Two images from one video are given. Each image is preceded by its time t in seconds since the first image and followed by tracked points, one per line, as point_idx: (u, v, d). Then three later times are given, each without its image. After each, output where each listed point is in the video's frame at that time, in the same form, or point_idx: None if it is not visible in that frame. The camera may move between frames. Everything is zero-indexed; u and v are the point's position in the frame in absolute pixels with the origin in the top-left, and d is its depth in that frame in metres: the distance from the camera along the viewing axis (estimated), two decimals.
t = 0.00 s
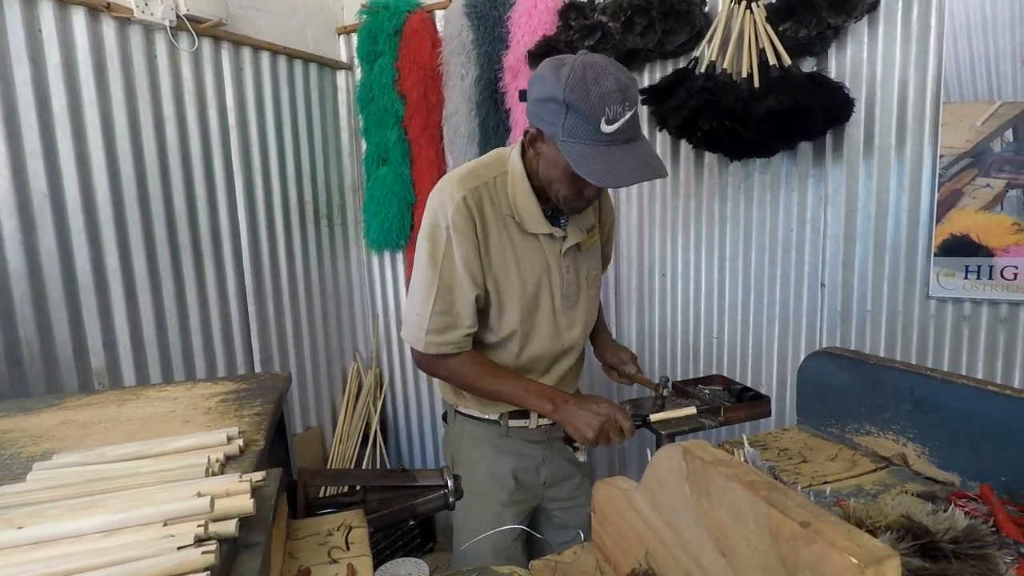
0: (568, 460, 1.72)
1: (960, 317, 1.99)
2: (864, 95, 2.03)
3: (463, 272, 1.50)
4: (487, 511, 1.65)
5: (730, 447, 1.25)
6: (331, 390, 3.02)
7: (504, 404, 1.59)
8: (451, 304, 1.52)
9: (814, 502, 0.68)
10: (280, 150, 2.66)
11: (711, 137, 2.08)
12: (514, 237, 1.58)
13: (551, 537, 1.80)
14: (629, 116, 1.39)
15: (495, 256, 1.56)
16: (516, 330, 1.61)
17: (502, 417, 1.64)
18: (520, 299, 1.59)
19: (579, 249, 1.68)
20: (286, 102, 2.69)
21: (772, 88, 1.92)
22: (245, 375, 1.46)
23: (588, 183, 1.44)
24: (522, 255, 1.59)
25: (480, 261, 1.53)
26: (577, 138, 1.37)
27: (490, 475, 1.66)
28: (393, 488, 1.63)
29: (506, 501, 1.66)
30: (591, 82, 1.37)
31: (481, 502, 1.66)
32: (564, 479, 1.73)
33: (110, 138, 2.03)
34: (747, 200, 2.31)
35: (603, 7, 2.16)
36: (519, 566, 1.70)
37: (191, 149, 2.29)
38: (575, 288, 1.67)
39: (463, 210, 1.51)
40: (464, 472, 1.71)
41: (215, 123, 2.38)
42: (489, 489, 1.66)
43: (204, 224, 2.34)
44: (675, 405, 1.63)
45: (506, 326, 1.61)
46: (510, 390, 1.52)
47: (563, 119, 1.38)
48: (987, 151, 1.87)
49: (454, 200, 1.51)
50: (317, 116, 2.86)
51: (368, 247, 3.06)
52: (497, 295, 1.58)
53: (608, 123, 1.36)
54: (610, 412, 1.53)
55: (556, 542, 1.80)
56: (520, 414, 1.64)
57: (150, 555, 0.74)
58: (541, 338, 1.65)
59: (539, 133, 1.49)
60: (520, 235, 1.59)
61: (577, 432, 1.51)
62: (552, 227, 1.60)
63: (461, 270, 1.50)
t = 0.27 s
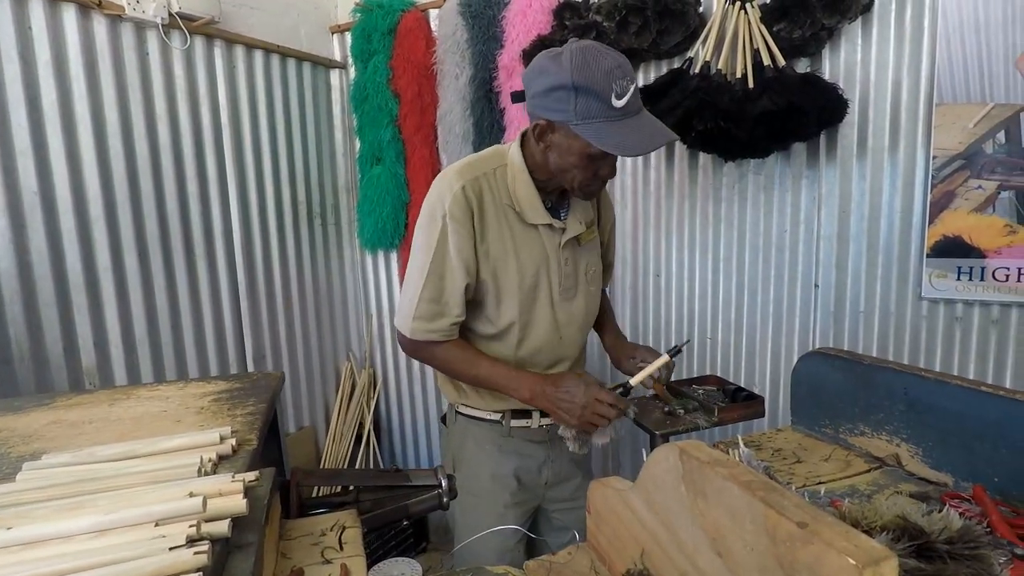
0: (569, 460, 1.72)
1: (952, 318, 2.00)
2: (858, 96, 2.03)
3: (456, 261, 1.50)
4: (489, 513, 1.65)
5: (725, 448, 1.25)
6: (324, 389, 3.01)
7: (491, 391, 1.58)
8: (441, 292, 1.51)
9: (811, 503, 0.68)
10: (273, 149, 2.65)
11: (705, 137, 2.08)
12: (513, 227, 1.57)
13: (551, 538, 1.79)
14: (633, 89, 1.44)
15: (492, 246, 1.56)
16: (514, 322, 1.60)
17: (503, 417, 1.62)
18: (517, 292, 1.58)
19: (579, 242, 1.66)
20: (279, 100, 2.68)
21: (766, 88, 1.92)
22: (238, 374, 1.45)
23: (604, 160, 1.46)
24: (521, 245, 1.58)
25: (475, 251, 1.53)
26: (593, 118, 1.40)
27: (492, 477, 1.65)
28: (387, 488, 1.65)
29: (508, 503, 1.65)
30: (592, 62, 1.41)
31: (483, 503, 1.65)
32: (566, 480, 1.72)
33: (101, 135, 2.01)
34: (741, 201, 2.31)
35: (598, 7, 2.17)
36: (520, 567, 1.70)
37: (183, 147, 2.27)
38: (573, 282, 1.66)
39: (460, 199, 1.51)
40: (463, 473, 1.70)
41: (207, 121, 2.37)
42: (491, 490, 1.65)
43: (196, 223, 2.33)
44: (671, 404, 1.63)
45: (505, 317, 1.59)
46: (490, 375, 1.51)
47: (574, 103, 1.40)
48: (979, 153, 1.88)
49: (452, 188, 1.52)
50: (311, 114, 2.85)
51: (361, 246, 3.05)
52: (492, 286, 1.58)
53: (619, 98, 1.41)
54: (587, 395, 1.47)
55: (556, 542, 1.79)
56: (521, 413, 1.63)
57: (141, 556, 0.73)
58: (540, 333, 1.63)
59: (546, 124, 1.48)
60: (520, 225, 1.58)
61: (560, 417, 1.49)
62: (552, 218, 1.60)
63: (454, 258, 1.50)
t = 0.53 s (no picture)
0: (571, 459, 1.70)
1: (948, 319, 2.00)
2: (855, 97, 2.04)
3: (462, 252, 1.50)
4: (488, 510, 1.63)
5: (723, 448, 1.26)
6: (321, 388, 3.00)
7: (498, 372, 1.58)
8: (446, 283, 1.51)
9: (811, 504, 0.68)
10: (271, 148, 2.65)
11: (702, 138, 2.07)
12: (520, 221, 1.57)
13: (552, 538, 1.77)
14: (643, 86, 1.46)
15: (499, 239, 1.55)
16: (518, 314, 1.59)
17: (505, 413, 1.62)
18: (521, 287, 1.58)
19: (585, 240, 1.65)
20: (277, 99, 2.67)
21: (764, 88, 1.93)
22: (236, 373, 1.45)
23: (616, 155, 1.47)
24: (527, 238, 1.58)
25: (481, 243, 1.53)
26: (604, 114, 1.41)
27: (493, 473, 1.64)
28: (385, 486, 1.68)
29: (508, 500, 1.63)
30: (604, 59, 1.43)
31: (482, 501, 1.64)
32: (567, 480, 1.70)
33: (98, 132, 2.01)
34: (739, 201, 2.32)
35: (596, 6, 2.17)
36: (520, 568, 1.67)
37: (180, 145, 2.27)
38: (578, 279, 1.64)
39: (468, 190, 1.51)
40: (464, 471, 1.69)
41: (204, 119, 2.36)
42: (491, 487, 1.64)
43: (193, 221, 2.32)
44: (668, 404, 1.63)
45: (509, 309, 1.59)
46: (494, 358, 1.51)
47: (586, 99, 1.41)
48: (976, 153, 1.88)
49: (461, 180, 1.53)
50: (308, 113, 2.84)
51: (358, 245, 3.04)
52: (497, 279, 1.57)
53: (630, 94, 1.42)
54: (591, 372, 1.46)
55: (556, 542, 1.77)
56: (523, 410, 1.62)
57: (139, 556, 0.73)
58: (544, 330, 1.62)
59: (558, 120, 1.48)
60: (527, 219, 1.58)
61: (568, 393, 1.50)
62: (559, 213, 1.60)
63: (459, 248, 1.50)
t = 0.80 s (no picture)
0: (575, 458, 1.70)
1: (946, 317, 2.01)
2: (853, 95, 2.04)
3: (470, 246, 1.50)
4: (491, 506, 1.64)
5: (721, 447, 1.26)
6: (319, 387, 3.00)
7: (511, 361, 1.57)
8: (457, 277, 1.51)
9: (810, 502, 0.68)
10: (268, 146, 2.64)
11: (700, 138, 2.07)
12: (526, 218, 1.57)
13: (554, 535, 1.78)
14: (645, 86, 1.45)
15: (505, 235, 1.56)
16: (523, 309, 1.59)
17: (508, 409, 1.62)
18: (525, 284, 1.58)
19: (591, 237, 1.66)
20: (275, 97, 2.67)
21: (762, 87, 1.93)
22: (235, 371, 1.44)
23: (616, 152, 1.47)
24: (533, 235, 1.58)
25: (489, 238, 1.53)
26: (602, 110, 1.41)
27: (496, 469, 1.64)
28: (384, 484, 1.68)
29: (511, 496, 1.64)
30: (608, 57, 1.42)
31: (487, 496, 1.64)
32: (570, 478, 1.71)
33: (95, 130, 2.00)
34: (737, 199, 2.32)
35: (594, 4, 2.16)
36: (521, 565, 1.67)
37: (178, 143, 2.27)
38: (583, 275, 1.64)
39: (476, 186, 1.52)
40: (467, 467, 1.69)
41: (202, 118, 2.36)
42: (493, 483, 1.65)
43: (191, 220, 2.32)
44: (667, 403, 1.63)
45: (513, 304, 1.59)
46: (508, 341, 1.50)
47: (586, 95, 1.41)
48: (974, 152, 1.89)
49: (468, 177, 1.53)
50: (306, 111, 2.84)
51: (357, 244, 3.04)
52: (502, 275, 1.58)
53: (630, 92, 1.41)
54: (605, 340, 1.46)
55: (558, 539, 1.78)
56: (526, 406, 1.62)
57: (138, 555, 0.73)
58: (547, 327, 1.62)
59: (560, 115, 1.48)
60: (533, 217, 1.58)
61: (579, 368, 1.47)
62: (565, 210, 1.60)
63: (469, 242, 1.50)
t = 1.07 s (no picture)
0: (576, 457, 1.70)
1: (942, 318, 2.02)
2: (851, 96, 2.04)
3: (477, 244, 1.51)
4: (492, 506, 1.64)
5: (718, 448, 1.26)
6: (318, 387, 3.00)
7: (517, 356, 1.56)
8: (464, 274, 1.52)
9: (804, 503, 0.68)
10: (267, 145, 2.64)
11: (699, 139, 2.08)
12: (530, 219, 1.58)
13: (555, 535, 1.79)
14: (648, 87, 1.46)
15: (510, 234, 1.57)
16: (525, 309, 1.59)
17: (510, 409, 1.63)
18: (528, 284, 1.59)
19: (594, 240, 1.66)
20: (274, 97, 2.67)
21: (761, 88, 1.94)
22: (234, 372, 1.45)
23: (622, 153, 1.47)
24: (536, 235, 1.58)
25: (494, 236, 1.54)
26: (608, 112, 1.42)
27: (497, 468, 1.64)
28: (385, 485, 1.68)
29: (513, 495, 1.64)
30: (610, 60, 1.43)
31: (488, 496, 1.64)
32: (571, 477, 1.71)
33: (95, 130, 2.00)
34: (735, 200, 2.33)
35: (592, 5, 2.18)
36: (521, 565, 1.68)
37: (177, 142, 2.27)
38: (585, 278, 1.65)
39: (483, 185, 1.53)
40: (469, 466, 1.70)
41: (202, 117, 2.36)
42: (495, 483, 1.65)
43: (190, 219, 2.32)
44: (664, 403, 1.63)
45: (516, 304, 1.59)
46: (519, 331, 1.50)
47: (590, 98, 1.42)
48: (971, 153, 1.90)
49: (475, 175, 1.54)
50: (305, 111, 2.84)
51: (356, 244, 3.04)
52: (506, 273, 1.59)
53: (634, 94, 1.42)
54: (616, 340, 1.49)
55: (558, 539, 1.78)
56: (528, 406, 1.63)
57: (140, 556, 0.73)
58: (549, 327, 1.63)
59: (566, 119, 1.49)
60: (537, 218, 1.58)
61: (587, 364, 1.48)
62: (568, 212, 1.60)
63: (476, 240, 1.51)
